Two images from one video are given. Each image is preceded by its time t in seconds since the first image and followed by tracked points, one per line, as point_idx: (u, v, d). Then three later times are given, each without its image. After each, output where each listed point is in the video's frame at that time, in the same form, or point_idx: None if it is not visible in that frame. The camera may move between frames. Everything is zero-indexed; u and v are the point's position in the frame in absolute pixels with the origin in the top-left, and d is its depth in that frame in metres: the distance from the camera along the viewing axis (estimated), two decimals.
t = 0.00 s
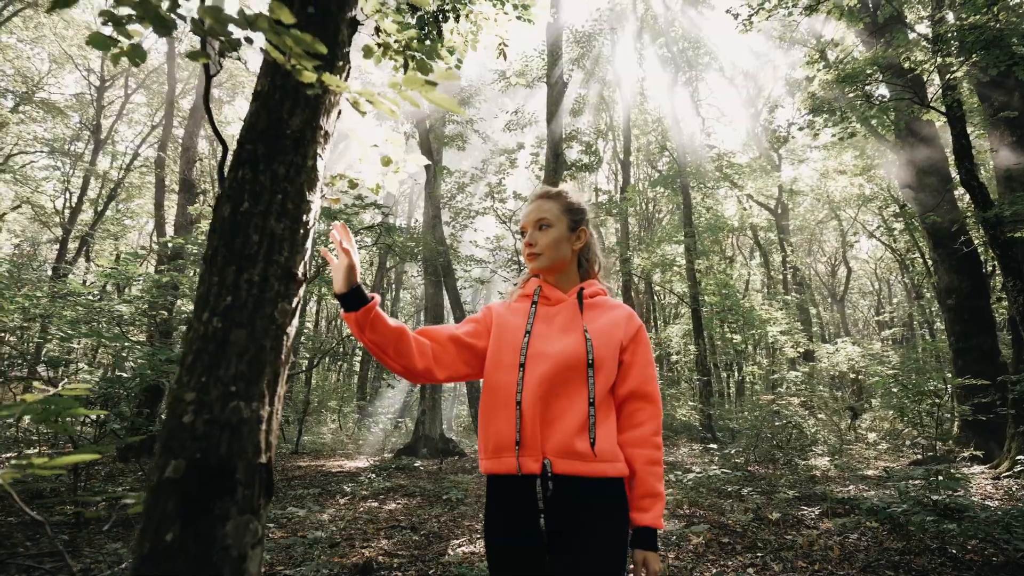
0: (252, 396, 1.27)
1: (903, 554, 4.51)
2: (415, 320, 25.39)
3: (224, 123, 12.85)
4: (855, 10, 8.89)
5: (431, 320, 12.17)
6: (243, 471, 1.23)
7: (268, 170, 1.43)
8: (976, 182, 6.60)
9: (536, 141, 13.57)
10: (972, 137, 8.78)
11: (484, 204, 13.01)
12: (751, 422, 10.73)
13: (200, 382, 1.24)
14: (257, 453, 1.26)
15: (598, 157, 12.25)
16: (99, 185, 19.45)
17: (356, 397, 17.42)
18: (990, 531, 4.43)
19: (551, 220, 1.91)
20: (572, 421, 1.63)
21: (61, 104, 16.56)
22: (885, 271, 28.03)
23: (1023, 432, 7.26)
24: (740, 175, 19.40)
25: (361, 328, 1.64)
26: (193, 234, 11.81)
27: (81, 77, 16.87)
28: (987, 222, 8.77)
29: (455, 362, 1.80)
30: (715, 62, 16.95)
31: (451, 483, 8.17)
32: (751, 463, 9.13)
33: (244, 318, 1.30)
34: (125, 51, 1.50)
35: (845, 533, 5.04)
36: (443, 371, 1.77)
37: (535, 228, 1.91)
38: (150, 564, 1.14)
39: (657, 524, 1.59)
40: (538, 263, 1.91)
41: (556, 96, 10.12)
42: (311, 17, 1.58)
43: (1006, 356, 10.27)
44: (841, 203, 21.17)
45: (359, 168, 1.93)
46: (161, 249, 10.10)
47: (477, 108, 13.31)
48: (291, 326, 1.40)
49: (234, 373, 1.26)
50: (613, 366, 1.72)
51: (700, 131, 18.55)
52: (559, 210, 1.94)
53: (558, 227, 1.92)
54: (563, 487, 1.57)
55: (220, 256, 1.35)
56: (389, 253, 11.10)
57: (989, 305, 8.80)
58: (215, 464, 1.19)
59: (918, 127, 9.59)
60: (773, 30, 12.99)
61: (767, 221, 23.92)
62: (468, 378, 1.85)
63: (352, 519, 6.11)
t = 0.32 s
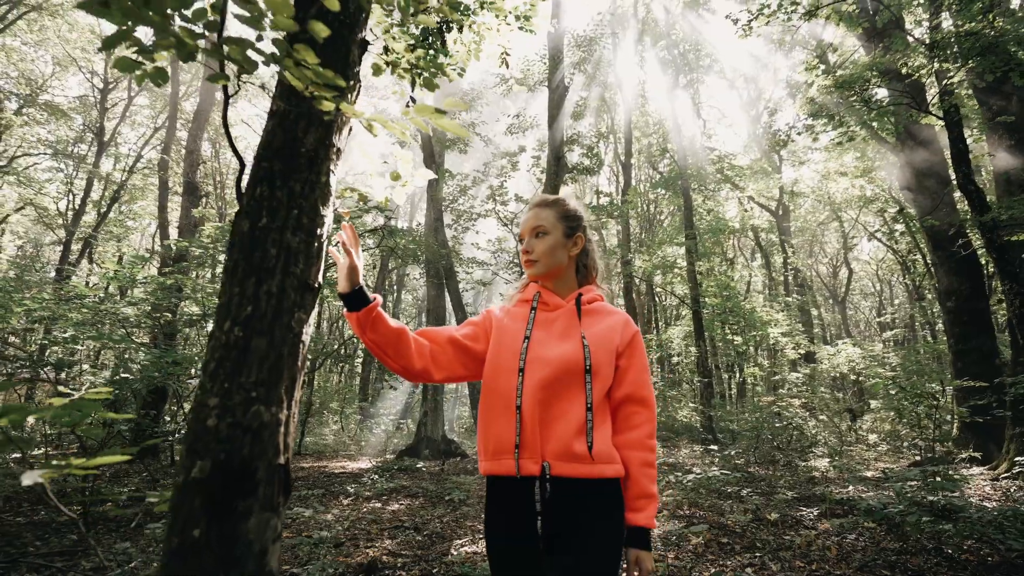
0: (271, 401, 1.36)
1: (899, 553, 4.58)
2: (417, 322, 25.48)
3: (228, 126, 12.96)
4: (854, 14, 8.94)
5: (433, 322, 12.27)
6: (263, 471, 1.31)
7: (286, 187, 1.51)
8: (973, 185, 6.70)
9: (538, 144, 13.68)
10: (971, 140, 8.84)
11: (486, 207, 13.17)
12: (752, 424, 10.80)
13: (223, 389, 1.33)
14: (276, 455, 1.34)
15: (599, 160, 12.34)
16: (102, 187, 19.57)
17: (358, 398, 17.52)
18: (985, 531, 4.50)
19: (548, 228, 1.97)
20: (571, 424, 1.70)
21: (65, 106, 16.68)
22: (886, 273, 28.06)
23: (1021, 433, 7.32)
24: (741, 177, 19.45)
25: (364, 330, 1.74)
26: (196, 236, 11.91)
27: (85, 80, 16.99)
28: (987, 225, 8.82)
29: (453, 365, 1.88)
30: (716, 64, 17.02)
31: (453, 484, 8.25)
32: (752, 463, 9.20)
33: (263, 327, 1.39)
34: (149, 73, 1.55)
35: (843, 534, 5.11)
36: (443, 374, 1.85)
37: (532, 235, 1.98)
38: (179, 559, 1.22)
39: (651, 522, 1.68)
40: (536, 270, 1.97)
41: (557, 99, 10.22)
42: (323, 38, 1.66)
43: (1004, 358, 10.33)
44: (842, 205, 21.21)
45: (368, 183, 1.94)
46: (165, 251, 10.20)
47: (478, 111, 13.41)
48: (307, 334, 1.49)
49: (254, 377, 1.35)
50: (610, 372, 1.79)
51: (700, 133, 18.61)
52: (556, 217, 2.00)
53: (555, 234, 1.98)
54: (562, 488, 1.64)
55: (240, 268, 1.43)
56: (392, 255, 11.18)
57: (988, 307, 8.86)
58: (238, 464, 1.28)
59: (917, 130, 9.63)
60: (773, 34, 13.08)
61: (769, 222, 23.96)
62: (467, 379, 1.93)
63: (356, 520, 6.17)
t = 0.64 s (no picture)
0: (290, 404, 1.44)
1: (897, 554, 4.63)
2: (419, 323, 25.60)
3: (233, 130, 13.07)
4: (852, 17, 9.02)
5: (435, 324, 12.36)
6: (283, 470, 1.40)
7: (303, 201, 1.59)
8: (970, 189, 6.78)
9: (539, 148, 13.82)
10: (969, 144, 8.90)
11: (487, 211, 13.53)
12: (753, 425, 10.85)
13: (244, 393, 1.41)
14: (294, 455, 1.43)
15: (600, 163, 12.42)
16: (106, 190, 19.71)
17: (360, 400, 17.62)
18: (981, 532, 4.55)
19: (546, 232, 2.05)
20: (570, 426, 1.77)
21: (70, 110, 16.83)
22: (888, 274, 28.10)
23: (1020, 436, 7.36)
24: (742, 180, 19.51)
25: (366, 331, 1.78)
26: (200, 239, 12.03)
27: (89, 84, 17.14)
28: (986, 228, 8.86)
29: (453, 367, 1.94)
30: (716, 67, 17.11)
31: (456, 485, 8.32)
32: (753, 465, 9.26)
33: (281, 334, 1.47)
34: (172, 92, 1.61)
35: (842, 535, 5.16)
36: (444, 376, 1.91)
37: (531, 240, 2.05)
38: (207, 553, 1.30)
39: (645, 519, 1.76)
40: (536, 273, 2.04)
41: (559, 103, 10.29)
42: (336, 58, 1.73)
43: (1004, 360, 10.38)
44: (844, 207, 21.25)
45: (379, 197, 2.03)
46: (169, 254, 10.30)
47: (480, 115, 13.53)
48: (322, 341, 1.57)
49: (274, 382, 1.43)
50: (608, 376, 1.87)
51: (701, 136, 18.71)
52: (555, 223, 2.08)
53: (554, 238, 2.06)
54: (561, 488, 1.71)
55: (259, 279, 1.51)
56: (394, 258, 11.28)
57: (988, 310, 8.91)
58: (259, 464, 1.36)
59: (917, 132, 9.69)
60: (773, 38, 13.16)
61: (770, 224, 24.01)
62: (467, 379, 1.99)
63: (360, 521, 6.24)
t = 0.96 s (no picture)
0: (306, 404, 1.53)
1: (894, 553, 4.69)
2: (421, 326, 25.68)
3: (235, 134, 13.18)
4: (850, 23, 9.11)
5: (437, 326, 12.46)
6: (300, 466, 1.49)
7: (316, 209, 1.67)
8: (967, 193, 6.87)
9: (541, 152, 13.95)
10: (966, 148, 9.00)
11: (488, 213, 13.64)
12: (753, 427, 10.91)
13: (262, 392, 1.49)
14: (309, 451, 1.51)
15: (601, 167, 12.52)
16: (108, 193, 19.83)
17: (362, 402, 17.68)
18: (977, 532, 4.61)
19: (543, 235, 2.12)
20: (568, 427, 1.83)
21: (73, 113, 16.96)
22: (888, 276, 28.18)
23: (1018, 438, 7.41)
24: (742, 183, 19.62)
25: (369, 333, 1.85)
26: (203, 242, 12.13)
27: (93, 87, 17.28)
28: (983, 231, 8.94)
29: (453, 369, 2.01)
30: (716, 71, 17.23)
31: (458, 487, 8.39)
32: (753, 467, 9.32)
33: (297, 337, 1.55)
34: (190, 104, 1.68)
35: (841, 535, 5.23)
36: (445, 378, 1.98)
37: (529, 241, 2.12)
38: (228, 542, 1.39)
39: (643, 517, 1.83)
40: (533, 274, 2.11)
41: (560, 108, 10.41)
42: (348, 76, 1.82)
43: (1002, 363, 10.45)
44: (844, 209, 21.34)
45: (387, 206, 2.15)
46: (172, 258, 10.39)
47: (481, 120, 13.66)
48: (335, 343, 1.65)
49: (290, 383, 1.51)
50: (605, 377, 1.93)
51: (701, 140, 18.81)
52: (552, 225, 2.14)
53: (551, 240, 2.12)
54: (558, 487, 1.78)
55: (276, 285, 1.59)
56: (396, 261, 11.38)
57: (986, 313, 8.99)
58: (277, 459, 1.45)
59: (915, 136, 9.79)
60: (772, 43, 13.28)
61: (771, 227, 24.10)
62: (468, 380, 2.07)
63: (362, 522, 6.30)
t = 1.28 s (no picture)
0: (317, 402, 1.60)
1: (891, 553, 4.74)
2: (421, 328, 25.75)
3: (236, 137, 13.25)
4: (849, 27, 9.16)
5: (438, 328, 12.54)
6: (312, 460, 1.56)
7: (327, 215, 1.74)
8: (963, 196, 6.94)
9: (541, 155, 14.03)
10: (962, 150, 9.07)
11: (489, 216, 13.72)
12: (752, 429, 10.96)
13: (276, 391, 1.56)
14: (321, 447, 1.58)
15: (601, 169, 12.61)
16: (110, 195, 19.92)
17: (363, 404, 17.73)
18: (972, 532, 4.67)
19: (538, 237, 2.17)
20: (560, 429, 1.87)
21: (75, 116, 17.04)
22: (889, 278, 28.23)
23: (1015, 440, 7.46)
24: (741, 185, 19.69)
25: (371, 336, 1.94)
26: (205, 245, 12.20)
27: (94, 90, 17.38)
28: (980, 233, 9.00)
29: (452, 372, 2.08)
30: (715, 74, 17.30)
31: (459, 487, 8.45)
32: (753, 468, 9.37)
33: (309, 338, 1.63)
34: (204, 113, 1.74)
35: (837, 534, 5.29)
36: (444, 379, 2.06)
37: (525, 244, 2.17)
38: (246, 533, 1.46)
39: (639, 520, 1.84)
40: (530, 278, 2.17)
41: (560, 111, 10.48)
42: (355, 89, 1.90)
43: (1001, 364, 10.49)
44: (843, 211, 21.41)
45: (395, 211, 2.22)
46: (173, 260, 10.46)
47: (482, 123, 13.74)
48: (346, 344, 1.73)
49: (303, 382, 1.58)
50: (600, 379, 1.96)
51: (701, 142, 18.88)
52: (547, 228, 2.19)
53: (546, 243, 2.17)
54: (550, 488, 1.82)
55: (289, 288, 1.67)
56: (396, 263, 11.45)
57: (984, 315, 9.06)
58: (291, 454, 1.52)
59: (912, 139, 9.86)
60: (770, 47, 13.35)
61: (771, 228, 24.16)
62: (468, 382, 2.14)
63: (364, 522, 6.35)
